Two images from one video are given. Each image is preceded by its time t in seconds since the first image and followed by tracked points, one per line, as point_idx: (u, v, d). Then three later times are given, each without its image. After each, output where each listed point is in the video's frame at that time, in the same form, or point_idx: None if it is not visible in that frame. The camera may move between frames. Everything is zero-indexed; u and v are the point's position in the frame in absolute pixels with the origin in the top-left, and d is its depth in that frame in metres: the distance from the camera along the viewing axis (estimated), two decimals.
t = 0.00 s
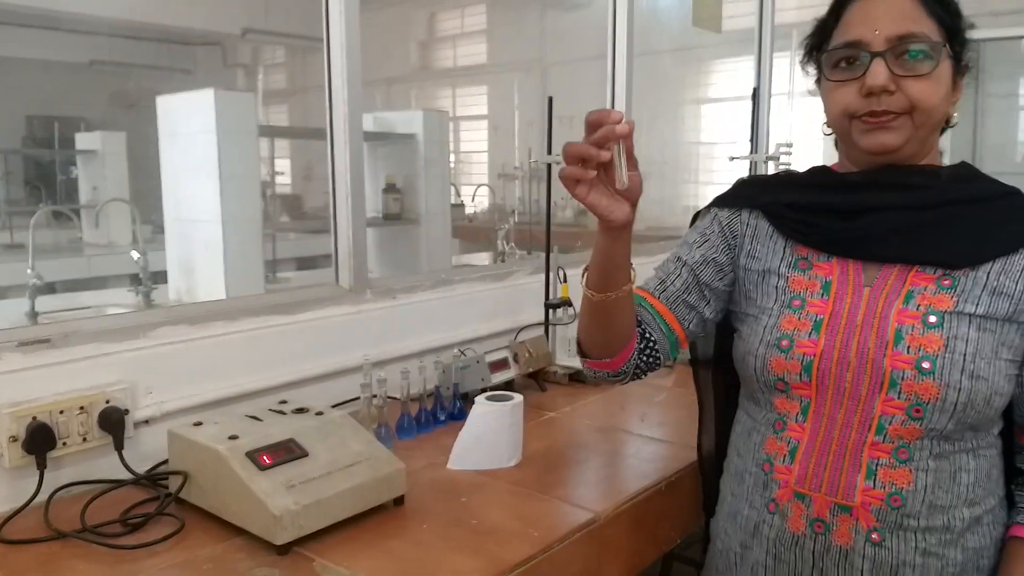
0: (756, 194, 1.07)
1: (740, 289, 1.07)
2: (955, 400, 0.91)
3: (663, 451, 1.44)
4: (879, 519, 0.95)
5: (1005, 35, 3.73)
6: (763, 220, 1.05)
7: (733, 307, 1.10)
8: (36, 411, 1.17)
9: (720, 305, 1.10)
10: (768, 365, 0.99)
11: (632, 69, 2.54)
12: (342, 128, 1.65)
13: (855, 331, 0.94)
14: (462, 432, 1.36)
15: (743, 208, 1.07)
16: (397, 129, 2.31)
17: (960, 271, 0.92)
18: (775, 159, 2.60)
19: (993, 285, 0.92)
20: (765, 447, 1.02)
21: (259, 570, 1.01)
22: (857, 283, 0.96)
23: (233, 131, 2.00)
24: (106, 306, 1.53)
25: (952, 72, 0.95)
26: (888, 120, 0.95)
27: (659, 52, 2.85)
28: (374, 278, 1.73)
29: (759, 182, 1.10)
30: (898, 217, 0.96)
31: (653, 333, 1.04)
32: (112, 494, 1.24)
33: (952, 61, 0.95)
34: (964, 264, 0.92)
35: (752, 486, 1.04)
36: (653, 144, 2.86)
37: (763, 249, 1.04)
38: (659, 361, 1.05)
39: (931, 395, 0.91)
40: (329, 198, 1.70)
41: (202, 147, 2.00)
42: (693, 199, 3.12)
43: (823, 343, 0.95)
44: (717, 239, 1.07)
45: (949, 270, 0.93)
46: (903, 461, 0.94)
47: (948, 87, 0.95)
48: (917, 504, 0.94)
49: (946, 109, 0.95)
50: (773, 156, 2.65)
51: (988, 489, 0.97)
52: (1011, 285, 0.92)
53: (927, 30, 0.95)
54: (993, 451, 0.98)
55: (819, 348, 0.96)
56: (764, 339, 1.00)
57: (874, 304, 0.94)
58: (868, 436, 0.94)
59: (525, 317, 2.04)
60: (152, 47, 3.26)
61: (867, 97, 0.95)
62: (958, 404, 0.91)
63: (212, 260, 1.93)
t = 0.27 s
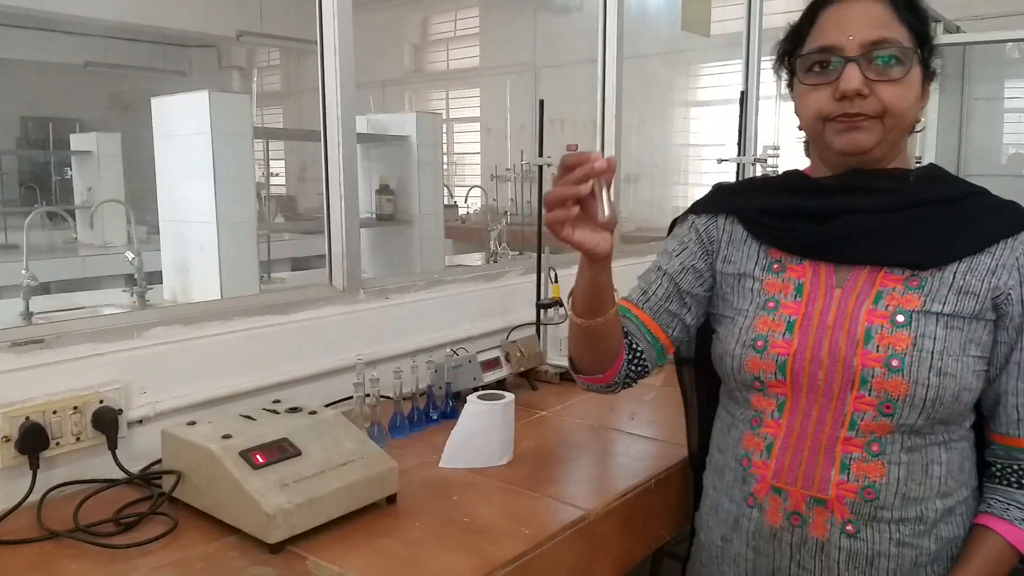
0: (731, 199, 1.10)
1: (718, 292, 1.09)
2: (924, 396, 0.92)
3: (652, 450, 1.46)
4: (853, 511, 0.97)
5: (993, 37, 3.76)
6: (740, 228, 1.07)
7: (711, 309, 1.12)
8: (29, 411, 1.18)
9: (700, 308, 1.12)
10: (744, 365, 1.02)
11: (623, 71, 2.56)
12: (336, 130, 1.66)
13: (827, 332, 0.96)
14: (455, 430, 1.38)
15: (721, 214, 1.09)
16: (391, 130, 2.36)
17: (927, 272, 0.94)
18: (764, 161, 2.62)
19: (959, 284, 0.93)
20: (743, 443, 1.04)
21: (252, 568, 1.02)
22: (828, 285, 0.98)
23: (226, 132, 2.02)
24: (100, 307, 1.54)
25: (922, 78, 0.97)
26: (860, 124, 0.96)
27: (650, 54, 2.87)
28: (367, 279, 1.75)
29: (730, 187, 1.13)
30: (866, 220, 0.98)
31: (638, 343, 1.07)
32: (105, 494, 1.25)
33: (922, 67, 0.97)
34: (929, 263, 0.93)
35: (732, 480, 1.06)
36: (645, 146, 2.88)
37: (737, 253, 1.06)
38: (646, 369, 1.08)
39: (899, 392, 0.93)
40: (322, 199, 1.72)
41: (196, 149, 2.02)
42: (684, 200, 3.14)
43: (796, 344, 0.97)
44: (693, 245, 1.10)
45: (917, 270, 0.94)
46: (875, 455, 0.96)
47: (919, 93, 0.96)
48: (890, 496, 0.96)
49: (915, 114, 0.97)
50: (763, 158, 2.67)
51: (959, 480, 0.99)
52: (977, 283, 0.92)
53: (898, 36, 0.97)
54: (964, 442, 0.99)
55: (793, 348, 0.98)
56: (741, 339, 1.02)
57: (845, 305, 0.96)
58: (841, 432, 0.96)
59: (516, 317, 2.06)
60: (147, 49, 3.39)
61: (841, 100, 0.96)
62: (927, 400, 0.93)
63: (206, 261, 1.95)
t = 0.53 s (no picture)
0: (719, 197, 1.13)
1: (706, 288, 1.11)
2: (897, 387, 0.94)
3: (646, 449, 1.46)
4: (833, 501, 0.99)
5: (983, 38, 3.78)
6: (727, 224, 1.10)
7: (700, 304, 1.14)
8: (19, 412, 1.17)
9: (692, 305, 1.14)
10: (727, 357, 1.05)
11: (615, 71, 2.56)
12: (328, 130, 1.66)
13: (805, 325, 0.98)
14: (447, 431, 1.38)
15: (710, 210, 1.12)
16: (385, 130, 2.36)
17: (904, 267, 0.95)
18: (755, 160, 2.63)
19: (930, 276, 0.93)
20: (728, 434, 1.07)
21: (244, 570, 1.02)
22: (808, 280, 1.01)
23: (218, 132, 2.01)
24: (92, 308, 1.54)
25: (890, 84, 0.97)
26: (825, 131, 0.99)
27: (642, 54, 2.88)
28: (360, 279, 1.74)
29: (721, 186, 1.16)
30: (842, 218, 1.00)
31: (635, 339, 1.07)
32: (96, 496, 1.24)
33: (890, 72, 0.97)
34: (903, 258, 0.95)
35: (717, 472, 1.09)
36: (637, 146, 2.89)
37: (723, 249, 1.09)
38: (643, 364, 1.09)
39: (874, 382, 0.95)
40: (314, 199, 1.71)
41: (187, 149, 2.02)
42: (677, 199, 3.14)
43: (774, 336, 1.00)
44: (684, 242, 1.12)
45: (895, 264, 0.96)
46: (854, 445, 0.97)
47: (885, 99, 0.97)
48: (869, 487, 0.97)
49: (882, 119, 0.98)
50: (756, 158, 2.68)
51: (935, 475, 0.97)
52: (949, 273, 0.93)
53: (866, 42, 0.97)
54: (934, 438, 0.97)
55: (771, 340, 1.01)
56: (724, 331, 1.06)
57: (823, 299, 0.98)
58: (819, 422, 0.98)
59: (509, 317, 2.06)
60: (138, 49, 3.38)
61: (805, 108, 0.99)
62: (901, 391, 0.94)
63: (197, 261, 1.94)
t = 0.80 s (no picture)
0: (721, 195, 1.16)
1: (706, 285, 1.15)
2: (875, 380, 0.96)
3: (648, 449, 1.46)
4: (815, 493, 1.02)
5: (986, 36, 3.77)
6: (723, 220, 1.14)
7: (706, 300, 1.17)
8: (22, 413, 1.18)
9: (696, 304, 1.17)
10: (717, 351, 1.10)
11: (618, 70, 2.55)
12: (330, 130, 1.66)
13: (790, 319, 1.02)
14: (450, 431, 1.38)
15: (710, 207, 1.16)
16: (387, 130, 2.37)
17: (889, 262, 0.97)
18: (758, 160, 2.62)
19: (909, 268, 0.95)
20: (718, 427, 1.13)
21: (246, 570, 1.02)
22: (797, 276, 1.04)
23: (220, 132, 2.01)
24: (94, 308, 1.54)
25: (885, 87, 0.97)
26: (817, 135, 0.99)
27: (645, 54, 2.87)
28: (363, 279, 1.74)
29: (723, 184, 1.19)
30: (830, 215, 1.02)
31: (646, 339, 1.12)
32: (99, 496, 1.25)
33: (886, 75, 0.97)
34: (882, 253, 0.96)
35: (708, 463, 1.14)
36: (639, 146, 2.89)
37: (720, 246, 1.13)
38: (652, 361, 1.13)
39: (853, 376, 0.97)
40: (316, 199, 1.71)
41: (190, 150, 2.02)
42: (679, 199, 3.14)
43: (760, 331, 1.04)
44: (685, 242, 1.17)
45: (878, 260, 0.98)
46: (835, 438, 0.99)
47: (879, 104, 0.97)
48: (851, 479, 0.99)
49: (876, 123, 0.98)
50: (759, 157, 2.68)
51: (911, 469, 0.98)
52: (930, 265, 0.94)
53: (861, 46, 0.96)
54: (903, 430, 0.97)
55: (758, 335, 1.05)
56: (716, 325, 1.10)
57: (808, 294, 1.01)
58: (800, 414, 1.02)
59: (511, 317, 2.06)
60: (139, 50, 3.39)
61: (799, 112, 0.99)
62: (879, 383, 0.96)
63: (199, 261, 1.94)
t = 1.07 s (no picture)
0: (714, 192, 1.18)
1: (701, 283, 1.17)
2: (864, 373, 0.97)
3: (647, 446, 1.46)
4: (804, 486, 1.03)
5: (985, 32, 3.77)
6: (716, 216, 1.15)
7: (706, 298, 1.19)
8: (21, 410, 1.18)
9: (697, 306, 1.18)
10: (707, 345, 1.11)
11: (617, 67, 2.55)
12: (329, 128, 1.66)
13: (780, 314, 1.03)
14: (450, 429, 1.38)
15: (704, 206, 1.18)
16: (385, 127, 2.38)
17: (879, 257, 0.98)
18: (758, 156, 2.61)
19: (897, 263, 0.96)
20: (710, 422, 1.14)
21: (245, 568, 1.02)
22: (788, 270, 1.05)
23: (218, 130, 2.01)
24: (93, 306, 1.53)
25: (877, 82, 0.97)
26: (811, 128, 1.00)
27: (644, 50, 2.87)
28: (362, 277, 1.74)
29: (717, 181, 1.20)
30: (822, 211, 1.03)
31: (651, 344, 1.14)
32: (98, 494, 1.25)
33: (879, 70, 0.97)
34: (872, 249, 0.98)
35: (700, 458, 1.15)
36: (639, 142, 2.89)
37: (713, 243, 1.14)
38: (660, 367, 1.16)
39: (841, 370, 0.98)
40: (315, 196, 1.71)
41: (189, 147, 2.02)
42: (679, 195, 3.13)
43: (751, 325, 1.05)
44: (682, 247, 1.19)
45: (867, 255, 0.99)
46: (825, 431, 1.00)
47: (871, 99, 0.97)
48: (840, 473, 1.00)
49: (869, 117, 0.99)
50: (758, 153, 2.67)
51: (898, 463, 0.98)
52: (917, 260, 0.95)
53: (854, 40, 0.97)
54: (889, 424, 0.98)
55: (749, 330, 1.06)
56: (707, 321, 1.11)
57: (799, 289, 1.02)
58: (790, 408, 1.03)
59: (510, 313, 2.06)
60: (137, 47, 3.39)
61: (793, 104, 1.00)
62: (867, 377, 0.97)
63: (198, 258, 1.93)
